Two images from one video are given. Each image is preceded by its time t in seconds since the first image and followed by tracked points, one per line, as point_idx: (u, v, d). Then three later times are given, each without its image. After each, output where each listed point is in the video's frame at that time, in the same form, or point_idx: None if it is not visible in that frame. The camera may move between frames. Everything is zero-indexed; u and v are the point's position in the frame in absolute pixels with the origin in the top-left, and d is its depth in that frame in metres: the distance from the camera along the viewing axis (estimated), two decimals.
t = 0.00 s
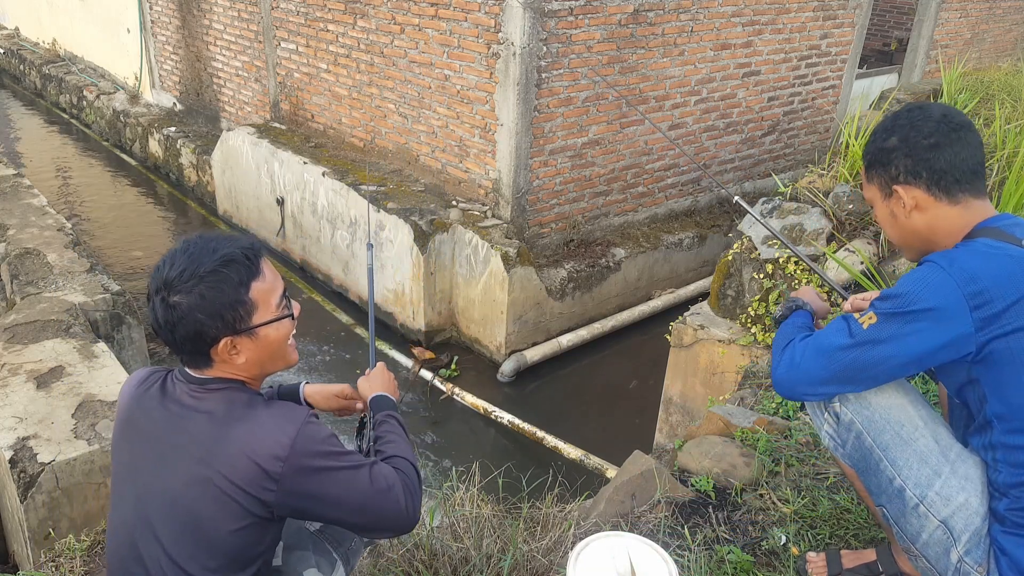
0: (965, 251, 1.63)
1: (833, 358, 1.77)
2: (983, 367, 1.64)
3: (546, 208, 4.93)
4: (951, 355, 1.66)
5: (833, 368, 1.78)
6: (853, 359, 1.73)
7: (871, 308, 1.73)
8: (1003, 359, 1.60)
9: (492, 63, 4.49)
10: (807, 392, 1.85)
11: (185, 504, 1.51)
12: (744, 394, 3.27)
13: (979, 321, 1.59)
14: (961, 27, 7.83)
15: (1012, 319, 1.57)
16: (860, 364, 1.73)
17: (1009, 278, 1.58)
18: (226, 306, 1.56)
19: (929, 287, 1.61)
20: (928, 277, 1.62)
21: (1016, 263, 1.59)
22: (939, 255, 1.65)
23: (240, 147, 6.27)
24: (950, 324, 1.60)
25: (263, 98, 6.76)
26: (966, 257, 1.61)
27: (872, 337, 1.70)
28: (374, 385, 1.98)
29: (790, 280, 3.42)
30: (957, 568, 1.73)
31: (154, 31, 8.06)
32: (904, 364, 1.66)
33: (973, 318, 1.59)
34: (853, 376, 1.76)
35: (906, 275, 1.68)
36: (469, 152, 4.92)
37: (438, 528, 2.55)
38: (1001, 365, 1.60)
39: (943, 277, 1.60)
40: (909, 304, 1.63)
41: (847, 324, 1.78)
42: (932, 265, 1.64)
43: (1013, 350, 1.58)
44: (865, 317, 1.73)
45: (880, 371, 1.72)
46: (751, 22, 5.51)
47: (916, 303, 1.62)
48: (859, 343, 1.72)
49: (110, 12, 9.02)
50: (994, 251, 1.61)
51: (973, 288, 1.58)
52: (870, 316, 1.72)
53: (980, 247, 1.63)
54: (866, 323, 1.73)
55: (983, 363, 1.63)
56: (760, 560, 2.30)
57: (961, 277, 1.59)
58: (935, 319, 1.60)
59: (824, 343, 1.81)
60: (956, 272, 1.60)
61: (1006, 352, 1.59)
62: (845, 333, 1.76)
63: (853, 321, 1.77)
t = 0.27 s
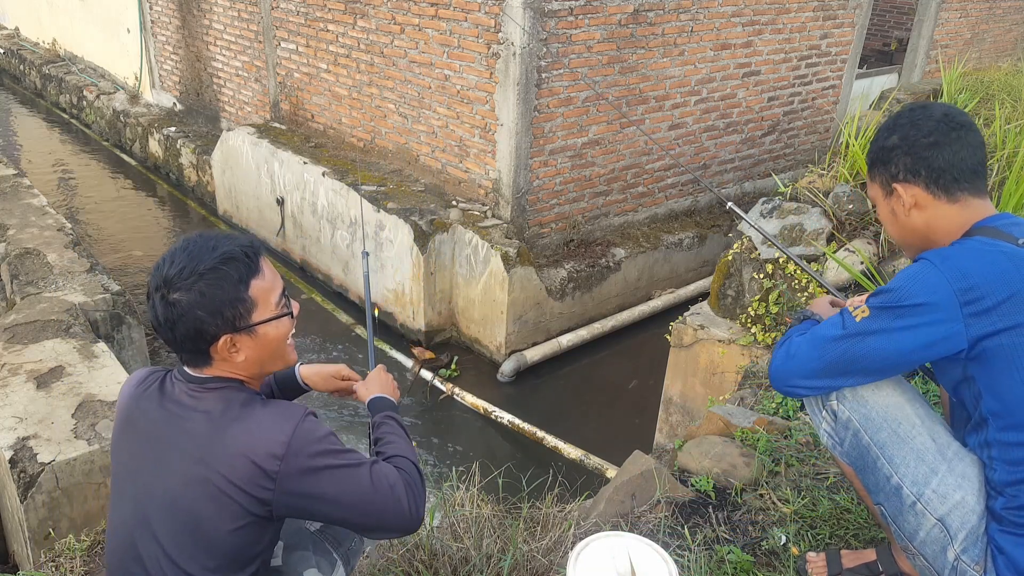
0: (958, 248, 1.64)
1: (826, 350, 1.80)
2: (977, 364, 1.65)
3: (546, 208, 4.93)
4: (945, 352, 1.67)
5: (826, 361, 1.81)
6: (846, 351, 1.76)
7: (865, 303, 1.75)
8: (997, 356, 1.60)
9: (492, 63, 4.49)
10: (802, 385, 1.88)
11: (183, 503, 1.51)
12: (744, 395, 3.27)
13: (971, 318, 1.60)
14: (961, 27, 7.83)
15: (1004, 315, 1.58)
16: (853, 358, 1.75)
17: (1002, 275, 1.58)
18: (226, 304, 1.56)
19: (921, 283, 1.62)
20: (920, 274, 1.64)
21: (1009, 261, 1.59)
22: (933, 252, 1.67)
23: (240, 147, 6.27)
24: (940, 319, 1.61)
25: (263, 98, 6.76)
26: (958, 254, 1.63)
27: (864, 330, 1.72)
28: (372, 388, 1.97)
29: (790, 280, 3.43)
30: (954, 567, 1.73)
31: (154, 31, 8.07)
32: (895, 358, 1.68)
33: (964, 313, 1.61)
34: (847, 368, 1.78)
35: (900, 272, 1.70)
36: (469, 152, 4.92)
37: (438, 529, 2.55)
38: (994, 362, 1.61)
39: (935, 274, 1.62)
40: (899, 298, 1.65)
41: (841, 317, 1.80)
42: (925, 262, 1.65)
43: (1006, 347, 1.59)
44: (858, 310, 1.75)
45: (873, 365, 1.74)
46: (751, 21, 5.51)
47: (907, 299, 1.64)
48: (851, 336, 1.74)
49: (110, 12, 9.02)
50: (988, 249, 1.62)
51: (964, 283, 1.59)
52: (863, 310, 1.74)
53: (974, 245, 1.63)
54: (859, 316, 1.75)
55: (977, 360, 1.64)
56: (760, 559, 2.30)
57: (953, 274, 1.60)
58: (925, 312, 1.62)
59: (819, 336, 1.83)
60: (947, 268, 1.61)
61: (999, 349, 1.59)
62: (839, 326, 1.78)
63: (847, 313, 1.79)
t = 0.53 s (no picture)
0: (958, 246, 1.64)
1: (826, 348, 1.80)
2: (977, 363, 1.65)
3: (546, 208, 4.93)
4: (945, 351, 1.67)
5: (826, 359, 1.81)
6: (846, 348, 1.76)
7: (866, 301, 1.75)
8: (997, 355, 1.60)
9: (492, 64, 4.50)
10: (801, 384, 1.88)
11: (183, 503, 1.51)
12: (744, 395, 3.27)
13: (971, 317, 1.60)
14: (961, 27, 7.83)
15: (1004, 314, 1.58)
16: (853, 356, 1.76)
17: (1002, 274, 1.58)
18: (237, 300, 1.57)
19: (922, 282, 1.62)
20: (920, 273, 1.64)
21: (1010, 260, 1.59)
22: (934, 251, 1.66)
23: (240, 147, 6.27)
24: (940, 317, 1.61)
25: (262, 98, 6.76)
26: (959, 253, 1.63)
27: (864, 328, 1.73)
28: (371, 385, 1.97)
29: (790, 280, 3.43)
30: (954, 566, 1.73)
31: (154, 31, 8.07)
32: (895, 356, 1.68)
33: (964, 311, 1.61)
34: (847, 366, 1.78)
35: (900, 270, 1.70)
36: (469, 152, 4.92)
37: (438, 529, 2.55)
38: (994, 361, 1.61)
39: (936, 272, 1.62)
40: (900, 296, 1.65)
41: (842, 315, 1.80)
42: (926, 260, 1.65)
43: (1005, 346, 1.59)
44: (859, 308, 1.76)
45: (872, 363, 1.74)
46: (751, 22, 5.51)
47: (907, 298, 1.64)
48: (851, 334, 1.75)
49: (110, 12, 9.02)
50: (989, 248, 1.62)
51: (963, 281, 1.60)
52: (863, 308, 1.74)
53: (975, 243, 1.63)
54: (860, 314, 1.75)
55: (977, 359, 1.64)
56: (760, 560, 2.30)
57: (953, 273, 1.60)
58: (925, 310, 1.62)
59: (820, 335, 1.83)
60: (947, 266, 1.61)
61: (1000, 348, 1.59)
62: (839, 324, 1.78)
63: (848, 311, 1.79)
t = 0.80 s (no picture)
0: (962, 246, 1.64)
1: (828, 347, 1.80)
2: (979, 364, 1.65)
3: (546, 208, 4.94)
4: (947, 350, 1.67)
5: (827, 359, 1.81)
6: (848, 348, 1.76)
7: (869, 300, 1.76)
8: (999, 356, 1.60)
9: (492, 63, 4.50)
10: (802, 384, 1.89)
11: (183, 505, 1.51)
12: (743, 395, 3.27)
13: (973, 318, 1.60)
14: (961, 27, 7.83)
15: (1006, 316, 1.58)
16: (855, 356, 1.76)
17: (1005, 275, 1.58)
18: (281, 290, 1.63)
19: (925, 282, 1.62)
20: (923, 273, 1.64)
21: (1013, 261, 1.59)
22: (937, 251, 1.66)
23: (240, 147, 6.27)
24: (942, 316, 1.62)
25: (263, 98, 6.76)
26: (962, 253, 1.63)
27: (866, 328, 1.73)
28: (372, 382, 1.97)
29: (790, 280, 3.43)
30: (956, 567, 1.73)
31: (154, 31, 8.07)
32: (897, 356, 1.69)
33: (966, 311, 1.61)
34: (848, 366, 1.78)
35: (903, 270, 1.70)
36: (469, 152, 4.93)
37: (438, 529, 2.55)
38: (996, 362, 1.61)
39: (938, 272, 1.62)
40: (902, 296, 1.65)
41: (845, 315, 1.80)
42: (929, 260, 1.65)
43: (1008, 347, 1.59)
44: (861, 308, 1.76)
45: (873, 362, 1.74)
46: (751, 22, 5.51)
47: (910, 298, 1.64)
48: (854, 334, 1.75)
49: (110, 12, 9.02)
50: (992, 248, 1.62)
51: (966, 282, 1.60)
52: (866, 308, 1.74)
53: (979, 243, 1.64)
54: (862, 314, 1.75)
55: (979, 360, 1.65)
56: (760, 560, 2.30)
57: (956, 274, 1.60)
58: (927, 311, 1.63)
59: (822, 335, 1.83)
60: (950, 266, 1.61)
61: (1003, 349, 1.59)
62: (842, 323, 1.78)
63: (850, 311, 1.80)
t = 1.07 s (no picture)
0: (964, 246, 1.64)
1: (829, 347, 1.80)
2: (981, 364, 1.65)
3: (546, 208, 4.93)
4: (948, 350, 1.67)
5: (828, 359, 1.81)
6: (849, 347, 1.76)
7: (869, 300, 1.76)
8: (1000, 357, 1.60)
9: (492, 63, 4.49)
10: (802, 384, 1.89)
11: (184, 505, 1.51)
12: (744, 395, 3.27)
13: (975, 318, 1.60)
14: (961, 27, 7.83)
15: (1008, 316, 1.58)
16: (856, 356, 1.76)
17: (1007, 276, 1.58)
18: (292, 289, 1.65)
19: (926, 281, 1.62)
20: (924, 273, 1.63)
21: (1015, 261, 1.59)
22: (939, 251, 1.66)
23: (240, 147, 6.27)
24: (944, 316, 1.61)
25: (263, 98, 6.76)
26: (964, 253, 1.63)
27: (867, 328, 1.73)
28: (372, 384, 1.97)
29: (790, 280, 3.43)
30: (957, 567, 1.73)
31: (154, 31, 8.07)
32: (898, 356, 1.69)
33: (967, 311, 1.61)
34: (849, 366, 1.78)
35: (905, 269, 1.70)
36: (469, 152, 4.93)
37: (438, 529, 2.55)
38: (996, 362, 1.61)
39: (939, 271, 1.62)
40: (904, 295, 1.65)
41: (845, 315, 1.80)
42: (930, 260, 1.65)
43: (1009, 348, 1.59)
44: (862, 308, 1.76)
45: (874, 362, 1.74)
46: (751, 22, 5.51)
47: (911, 298, 1.64)
48: (854, 334, 1.75)
49: (110, 12, 9.02)
50: (993, 248, 1.62)
51: (968, 281, 1.59)
52: (866, 307, 1.74)
53: (980, 243, 1.64)
54: (863, 314, 1.75)
55: (980, 360, 1.64)
56: (760, 560, 2.30)
57: (957, 273, 1.60)
58: (928, 310, 1.63)
59: (822, 335, 1.83)
60: (952, 266, 1.61)
61: (1004, 350, 1.59)
62: (842, 323, 1.78)
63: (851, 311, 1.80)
